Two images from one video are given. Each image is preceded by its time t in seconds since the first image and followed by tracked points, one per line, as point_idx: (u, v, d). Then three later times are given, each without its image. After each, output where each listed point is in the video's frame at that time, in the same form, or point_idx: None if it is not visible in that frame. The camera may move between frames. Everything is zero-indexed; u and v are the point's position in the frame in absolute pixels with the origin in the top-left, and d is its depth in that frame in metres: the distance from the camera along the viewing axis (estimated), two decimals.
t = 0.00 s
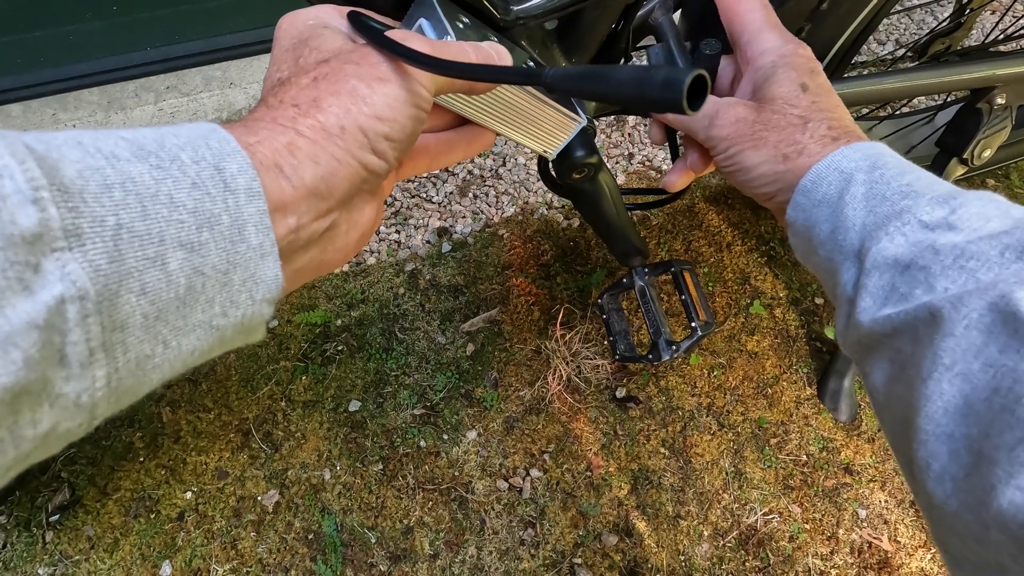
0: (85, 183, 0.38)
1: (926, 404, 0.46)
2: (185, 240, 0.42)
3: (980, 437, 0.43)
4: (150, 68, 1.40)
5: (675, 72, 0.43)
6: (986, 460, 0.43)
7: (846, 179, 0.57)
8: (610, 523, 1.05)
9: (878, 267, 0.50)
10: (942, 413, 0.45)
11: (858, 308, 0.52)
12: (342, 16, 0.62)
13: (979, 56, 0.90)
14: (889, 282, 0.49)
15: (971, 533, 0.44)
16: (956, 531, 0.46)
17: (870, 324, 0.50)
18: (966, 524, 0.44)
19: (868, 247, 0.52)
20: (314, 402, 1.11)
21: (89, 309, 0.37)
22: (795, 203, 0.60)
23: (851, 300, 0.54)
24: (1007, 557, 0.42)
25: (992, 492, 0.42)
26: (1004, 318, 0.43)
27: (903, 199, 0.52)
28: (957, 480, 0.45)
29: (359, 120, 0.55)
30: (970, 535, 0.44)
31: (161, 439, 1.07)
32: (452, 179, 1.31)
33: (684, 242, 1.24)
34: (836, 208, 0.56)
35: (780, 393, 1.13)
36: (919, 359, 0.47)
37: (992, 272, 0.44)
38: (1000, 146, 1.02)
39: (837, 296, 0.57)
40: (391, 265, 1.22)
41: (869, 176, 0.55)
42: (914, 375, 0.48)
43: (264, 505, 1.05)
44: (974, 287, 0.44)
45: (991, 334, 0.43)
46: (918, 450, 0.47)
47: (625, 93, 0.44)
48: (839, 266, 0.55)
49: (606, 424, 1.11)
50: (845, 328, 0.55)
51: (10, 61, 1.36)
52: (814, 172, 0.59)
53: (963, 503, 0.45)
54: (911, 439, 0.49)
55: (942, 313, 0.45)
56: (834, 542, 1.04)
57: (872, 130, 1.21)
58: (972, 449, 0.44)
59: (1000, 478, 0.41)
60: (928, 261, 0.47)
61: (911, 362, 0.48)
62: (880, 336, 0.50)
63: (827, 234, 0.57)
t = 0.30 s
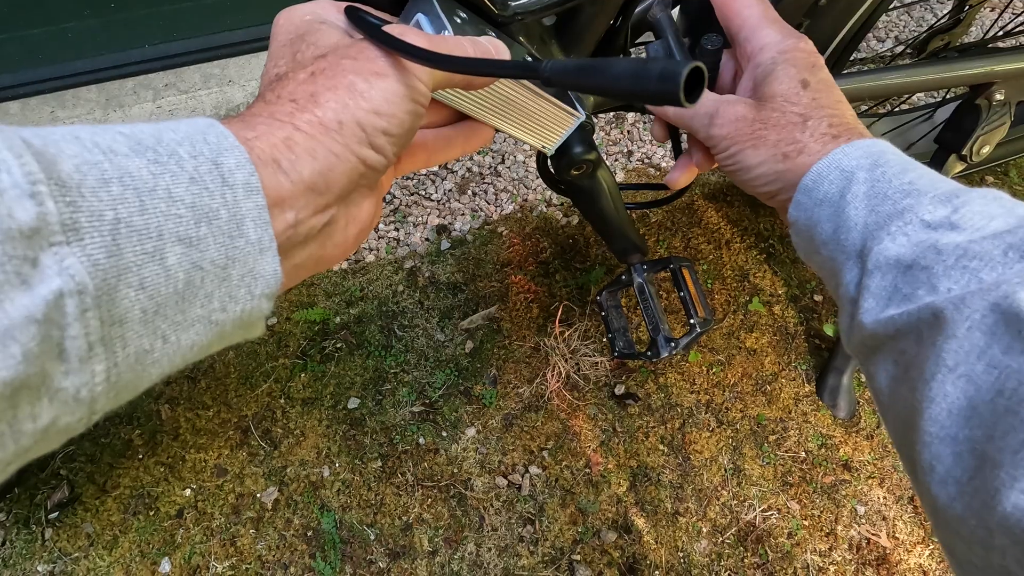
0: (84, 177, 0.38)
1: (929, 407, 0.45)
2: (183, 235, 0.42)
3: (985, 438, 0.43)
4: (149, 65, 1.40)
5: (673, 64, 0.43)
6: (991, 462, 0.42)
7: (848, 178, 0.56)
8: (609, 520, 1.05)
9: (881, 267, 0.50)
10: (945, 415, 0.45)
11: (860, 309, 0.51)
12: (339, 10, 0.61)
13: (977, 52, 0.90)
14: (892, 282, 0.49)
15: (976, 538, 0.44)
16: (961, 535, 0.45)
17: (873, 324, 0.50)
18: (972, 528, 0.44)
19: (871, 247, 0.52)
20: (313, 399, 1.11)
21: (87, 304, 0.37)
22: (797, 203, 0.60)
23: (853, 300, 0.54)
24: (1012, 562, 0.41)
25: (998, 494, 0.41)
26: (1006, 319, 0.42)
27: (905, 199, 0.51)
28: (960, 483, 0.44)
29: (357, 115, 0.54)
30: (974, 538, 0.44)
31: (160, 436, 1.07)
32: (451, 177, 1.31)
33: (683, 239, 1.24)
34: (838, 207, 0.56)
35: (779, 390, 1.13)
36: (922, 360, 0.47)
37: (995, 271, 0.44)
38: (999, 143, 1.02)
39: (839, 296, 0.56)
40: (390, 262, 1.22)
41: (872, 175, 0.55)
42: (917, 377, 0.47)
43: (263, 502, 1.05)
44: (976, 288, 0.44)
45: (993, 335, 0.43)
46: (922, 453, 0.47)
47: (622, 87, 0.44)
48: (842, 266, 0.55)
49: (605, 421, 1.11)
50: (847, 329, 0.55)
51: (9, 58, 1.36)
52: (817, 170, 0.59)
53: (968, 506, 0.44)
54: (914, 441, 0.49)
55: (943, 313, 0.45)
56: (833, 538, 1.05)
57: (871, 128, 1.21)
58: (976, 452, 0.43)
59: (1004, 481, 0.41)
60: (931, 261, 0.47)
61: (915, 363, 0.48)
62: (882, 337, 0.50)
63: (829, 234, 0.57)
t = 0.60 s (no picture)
0: (85, 172, 0.38)
1: (960, 438, 0.45)
2: (185, 230, 0.42)
3: (1014, 471, 0.42)
4: (149, 62, 1.40)
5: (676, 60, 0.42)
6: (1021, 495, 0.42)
7: (885, 217, 0.57)
8: (610, 517, 1.05)
9: (915, 301, 0.50)
10: (976, 448, 0.44)
11: (892, 340, 0.52)
12: (340, 6, 0.61)
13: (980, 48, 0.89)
14: (925, 316, 0.50)
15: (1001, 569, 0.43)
16: (985, 567, 0.45)
17: (903, 355, 0.50)
18: (1000, 562, 0.43)
19: (906, 281, 0.53)
20: (314, 397, 1.11)
21: (90, 299, 0.37)
22: (830, 237, 0.61)
23: (885, 333, 0.54)
24: None
25: None
26: None
27: (942, 238, 0.52)
28: (987, 514, 0.44)
29: (359, 110, 0.54)
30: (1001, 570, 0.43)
31: (161, 434, 1.07)
32: (452, 174, 1.31)
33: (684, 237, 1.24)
34: (873, 244, 0.57)
35: (780, 387, 1.13)
36: (951, 395, 0.47)
37: None
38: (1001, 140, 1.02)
39: (870, 331, 0.57)
40: (391, 259, 1.22)
41: (909, 216, 0.56)
42: (947, 411, 0.47)
43: (264, 499, 1.05)
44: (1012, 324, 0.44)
45: None
46: (949, 483, 0.46)
47: (625, 83, 0.44)
48: (875, 300, 0.56)
49: (606, 418, 1.11)
50: (876, 362, 0.55)
51: (8, 54, 1.35)
52: (854, 208, 0.60)
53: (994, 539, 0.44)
54: (941, 475, 0.48)
55: (979, 347, 0.45)
56: (834, 535, 1.04)
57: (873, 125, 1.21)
58: (1005, 483, 0.43)
59: None
60: (966, 298, 0.48)
61: (945, 396, 0.48)
62: (911, 370, 0.50)
63: (863, 269, 0.57)
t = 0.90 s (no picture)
0: (93, 172, 0.38)
1: (972, 432, 0.45)
2: (192, 229, 0.42)
3: None
4: (150, 62, 1.40)
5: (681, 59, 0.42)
6: None
7: (895, 220, 0.58)
8: (612, 516, 1.05)
9: (925, 300, 0.50)
10: (988, 441, 0.45)
11: (903, 339, 0.52)
12: (344, 5, 0.61)
13: (981, 48, 0.90)
14: (935, 315, 0.50)
15: (1016, 559, 0.43)
16: (1000, 558, 0.45)
17: (915, 354, 0.50)
18: (1010, 550, 0.44)
19: (917, 282, 0.53)
20: (316, 396, 1.11)
21: (98, 298, 0.37)
22: (842, 241, 0.61)
23: (898, 333, 0.54)
24: None
25: None
26: None
27: (952, 239, 0.52)
28: (1000, 505, 0.44)
29: (363, 109, 0.54)
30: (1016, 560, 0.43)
31: (162, 433, 1.07)
32: (453, 174, 1.31)
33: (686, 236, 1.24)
34: (885, 246, 0.57)
35: (782, 386, 1.13)
36: (962, 390, 0.47)
37: None
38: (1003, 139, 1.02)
39: (883, 331, 0.57)
40: (392, 259, 1.22)
41: (919, 219, 0.56)
42: (960, 407, 0.47)
43: (266, 499, 1.05)
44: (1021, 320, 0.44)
45: None
46: (963, 476, 0.47)
47: (631, 81, 0.44)
48: (888, 301, 0.56)
49: (608, 418, 1.11)
50: (889, 362, 0.55)
51: (8, 54, 1.35)
52: (864, 214, 0.60)
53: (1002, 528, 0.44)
54: (955, 470, 0.49)
55: (989, 344, 0.45)
56: (836, 535, 1.04)
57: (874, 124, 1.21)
58: (1017, 475, 0.43)
59: None
60: (976, 295, 0.48)
61: (958, 393, 0.48)
62: (923, 367, 0.50)
63: (875, 271, 0.58)
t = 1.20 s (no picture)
0: (97, 168, 0.38)
1: (980, 441, 0.46)
2: (196, 225, 0.42)
3: None
4: (151, 61, 1.40)
5: (683, 55, 0.42)
6: None
7: (912, 247, 0.59)
8: (612, 516, 1.05)
9: (940, 317, 0.52)
10: (996, 450, 0.45)
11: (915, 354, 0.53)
12: (345, 3, 0.61)
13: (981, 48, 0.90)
14: (948, 331, 0.51)
15: None
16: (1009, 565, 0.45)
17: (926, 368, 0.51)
18: (1021, 559, 0.44)
19: (931, 302, 0.54)
20: (317, 396, 1.11)
21: (103, 294, 0.37)
22: (858, 264, 0.63)
23: (909, 350, 0.55)
24: None
25: None
26: None
27: (966, 266, 0.54)
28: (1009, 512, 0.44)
29: (366, 106, 0.54)
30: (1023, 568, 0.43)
31: (163, 432, 1.07)
32: (454, 173, 1.31)
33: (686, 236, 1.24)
34: (899, 270, 0.59)
35: (783, 386, 1.13)
36: (972, 403, 0.48)
37: None
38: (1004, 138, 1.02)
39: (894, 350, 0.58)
40: (393, 258, 1.22)
41: (935, 247, 0.58)
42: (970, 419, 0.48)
43: (266, 498, 1.05)
44: None
45: None
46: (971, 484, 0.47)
47: (632, 77, 0.44)
48: (900, 320, 0.57)
49: (609, 417, 1.11)
50: (899, 379, 0.56)
51: (9, 53, 1.35)
52: (883, 239, 0.62)
53: (1014, 539, 0.44)
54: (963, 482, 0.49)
55: (1000, 358, 0.46)
56: (837, 534, 1.04)
57: (875, 124, 1.21)
58: None
59: None
60: (990, 315, 0.49)
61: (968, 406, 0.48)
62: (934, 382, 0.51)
63: (887, 293, 0.59)
